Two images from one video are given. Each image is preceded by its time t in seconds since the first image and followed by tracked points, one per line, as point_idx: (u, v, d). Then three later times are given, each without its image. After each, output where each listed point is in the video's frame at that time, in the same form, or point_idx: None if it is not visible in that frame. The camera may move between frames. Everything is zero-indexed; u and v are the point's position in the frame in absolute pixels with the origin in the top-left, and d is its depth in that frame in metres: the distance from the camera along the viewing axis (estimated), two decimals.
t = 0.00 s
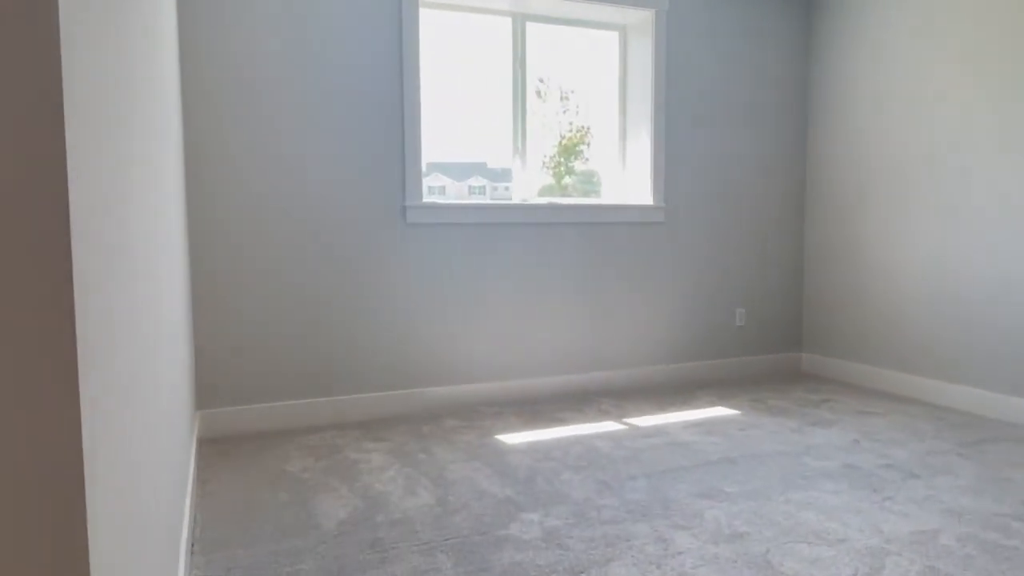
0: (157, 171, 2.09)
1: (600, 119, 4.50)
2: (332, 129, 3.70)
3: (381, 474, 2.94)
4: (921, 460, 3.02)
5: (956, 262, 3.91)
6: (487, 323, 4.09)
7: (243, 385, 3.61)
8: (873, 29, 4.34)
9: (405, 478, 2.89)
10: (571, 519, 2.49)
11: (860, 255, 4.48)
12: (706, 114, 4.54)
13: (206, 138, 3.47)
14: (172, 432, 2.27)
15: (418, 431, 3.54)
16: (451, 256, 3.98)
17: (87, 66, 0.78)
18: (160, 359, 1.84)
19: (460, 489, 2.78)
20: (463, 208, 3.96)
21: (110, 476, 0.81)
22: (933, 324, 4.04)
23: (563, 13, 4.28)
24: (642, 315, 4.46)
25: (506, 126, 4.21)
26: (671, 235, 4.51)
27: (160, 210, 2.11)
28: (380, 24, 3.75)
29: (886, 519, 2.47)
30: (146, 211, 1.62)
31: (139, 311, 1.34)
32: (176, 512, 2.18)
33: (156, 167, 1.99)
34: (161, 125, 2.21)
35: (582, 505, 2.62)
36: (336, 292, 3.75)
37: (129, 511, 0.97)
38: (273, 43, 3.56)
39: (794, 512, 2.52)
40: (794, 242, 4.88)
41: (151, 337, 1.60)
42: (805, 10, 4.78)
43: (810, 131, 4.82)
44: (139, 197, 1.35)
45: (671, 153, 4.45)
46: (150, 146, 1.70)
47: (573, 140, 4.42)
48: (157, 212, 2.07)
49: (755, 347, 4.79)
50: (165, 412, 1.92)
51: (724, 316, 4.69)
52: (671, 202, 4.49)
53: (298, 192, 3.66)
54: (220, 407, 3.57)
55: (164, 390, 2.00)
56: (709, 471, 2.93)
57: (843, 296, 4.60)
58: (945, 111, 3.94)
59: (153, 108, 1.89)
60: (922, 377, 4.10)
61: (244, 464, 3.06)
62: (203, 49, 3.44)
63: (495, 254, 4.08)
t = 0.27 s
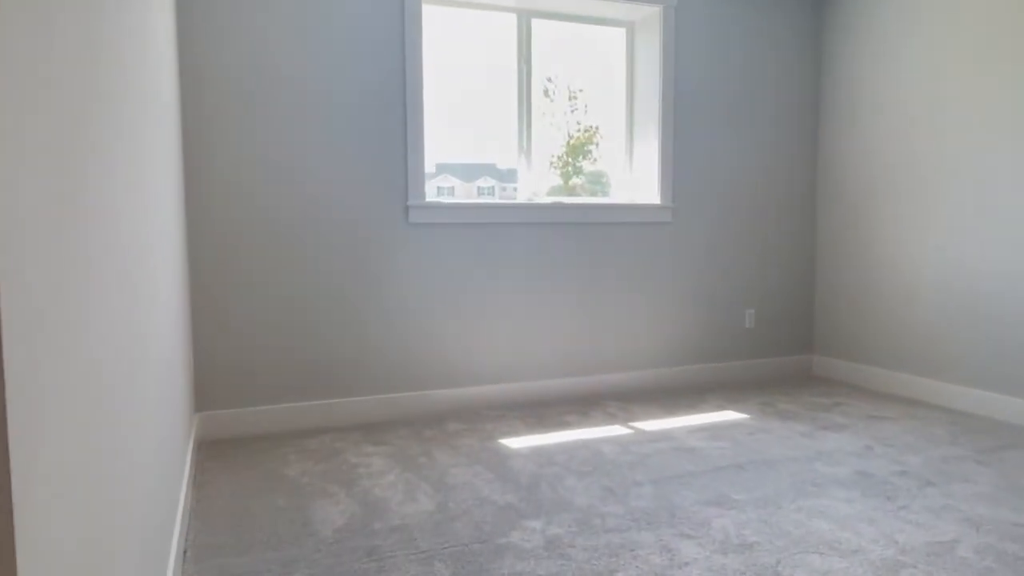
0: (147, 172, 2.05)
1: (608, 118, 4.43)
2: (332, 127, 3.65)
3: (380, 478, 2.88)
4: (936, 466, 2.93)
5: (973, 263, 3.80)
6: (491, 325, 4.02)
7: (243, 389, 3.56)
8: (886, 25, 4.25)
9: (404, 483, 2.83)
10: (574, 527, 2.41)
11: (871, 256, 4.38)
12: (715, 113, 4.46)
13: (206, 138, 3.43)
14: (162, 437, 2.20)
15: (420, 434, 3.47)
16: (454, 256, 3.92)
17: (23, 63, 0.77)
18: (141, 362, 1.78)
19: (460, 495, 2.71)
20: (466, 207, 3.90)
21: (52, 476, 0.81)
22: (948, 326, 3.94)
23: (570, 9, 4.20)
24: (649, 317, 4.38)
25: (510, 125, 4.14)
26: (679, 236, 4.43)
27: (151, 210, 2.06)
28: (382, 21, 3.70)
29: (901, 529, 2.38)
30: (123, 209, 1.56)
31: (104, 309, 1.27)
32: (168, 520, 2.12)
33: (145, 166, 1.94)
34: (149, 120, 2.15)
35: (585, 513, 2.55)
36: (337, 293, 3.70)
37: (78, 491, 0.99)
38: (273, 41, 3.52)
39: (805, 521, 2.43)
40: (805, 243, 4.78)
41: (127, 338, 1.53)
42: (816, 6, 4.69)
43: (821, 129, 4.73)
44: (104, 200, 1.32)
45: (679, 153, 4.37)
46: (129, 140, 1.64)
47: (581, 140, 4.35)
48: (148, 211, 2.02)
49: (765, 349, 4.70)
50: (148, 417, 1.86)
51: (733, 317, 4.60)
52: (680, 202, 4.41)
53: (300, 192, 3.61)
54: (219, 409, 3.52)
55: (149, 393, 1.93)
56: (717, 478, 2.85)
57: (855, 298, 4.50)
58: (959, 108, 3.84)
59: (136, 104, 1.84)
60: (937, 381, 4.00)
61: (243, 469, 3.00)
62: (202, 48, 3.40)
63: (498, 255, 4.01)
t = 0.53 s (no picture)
0: (128, 170, 1.99)
1: (613, 118, 4.35)
2: (329, 126, 3.58)
3: (376, 485, 2.81)
4: (948, 474, 2.84)
5: (987, 264, 3.70)
6: (491, 327, 3.95)
7: (239, 392, 3.50)
8: (895, 21, 4.15)
9: (400, 490, 2.76)
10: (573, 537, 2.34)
11: (881, 257, 4.29)
12: (721, 111, 4.38)
13: (201, 138, 3.37)
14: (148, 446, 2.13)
15: (418, 439, 3.40)
16: (453, 257, 3.85)
17: None
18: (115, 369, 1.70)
19: (457, 503, 2.64)
20: (466, 207, 3.82)
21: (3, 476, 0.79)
22: (959, 329, 3.85)
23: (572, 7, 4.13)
24: (653, 319, 4.30)
25: (512, 124, 4.07)
26: (684, 236, 4.35)
27: (131, 209, 2.01)
28: (379, 18, 3.63)
29: (912, 539, 2.29)
30: (90, 206, 1.48)
31: (65, 308, 1.18)
32: (154, 532, 2.05)
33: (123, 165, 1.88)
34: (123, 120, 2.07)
35: (584, 522, 2.47)
36: (334, 295, 3.63)
37: (35, 486, 0.91)
38: (268, 38, 3.45)
39: (813, 531, 2.35)
40: (813, 244, 4.69)
41: (95, 341, 1.45)
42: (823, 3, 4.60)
43: (828, 128, 4.63)
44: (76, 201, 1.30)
45: (684, 152, 4.30)
46: (93, 135, 1.55)
47: (586, 139, 4.27)
48: (125, 213, 1.95)
49: (772, 352, 4.62)
50: (127, 426, 1.78)
51: (739, 320, 4.52)
52: (684, 203, 4.33)
53: (297, 192, 3.55)
54: (215, 413, 3.47)
55: (128, 401, 1.86)
56: (722, 485, 2.76)
57: (863, 300, 4.41)
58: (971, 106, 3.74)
59: (106, 99, 1.76)
60: (949, 385, 3.90)
61: (236, 475, 2.94)
62: (196, 46, 3.34)
63: (499, 256, 3.94)
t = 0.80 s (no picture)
0: (105, 170, 1.94)
1: (613, 117, 4.28)
2: (322, 125, 3.51)
3: (368, 492, 2.75)
4: (955, 481, 2.76)
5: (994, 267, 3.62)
6: (488, 330, 3.88)
7: (231, 397, 3.43)
8: (899, 18, 4.07)
9: (392, 498, 2.69)
10: (569, 547, 2.27)
11: (885, 258, 4.21)
12: (722, 111, 4.31)
13: (192, 137, 3.31)
14: (126, 457, 2.04)
15: (412, 445, 3.34)
16: (449, 259, 3.78)
17: None
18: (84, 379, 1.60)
19: (450, 511, 2.57)
20: (463, 208, 3.76)
21: None
22: (964, 332, 3.78)
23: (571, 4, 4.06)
24: (653, 322, 4.24)
25: (510, 123, 4.00)
26: (684, 238, 4.28)
27: (108, 209, 1.96)
28: (374, 15, 3.57)
29: (918, 550, 2.22)
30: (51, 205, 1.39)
31: (8, 314, 1.04)
32: (130, 546, 1.97)
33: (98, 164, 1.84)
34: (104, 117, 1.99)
35: (581, 531, 2.40)
36: (327, 297, 3.56)
37: None
38: (260, 36, 3.39)
39: (816, 541, 2.28)
40: (815, 245, 4.63)
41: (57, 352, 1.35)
42: None
43: (831, 128, 4.57)
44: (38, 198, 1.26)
45: (684, 152, 4.23)
46: (58, 130, 1.47)
47: (586, 139, 4.21)
48: (101, 211, 1.87)
49: (774, 355, 4.55)
50: (98, 438, 1.70)
51: (740, 322, 4.45)
52: (685, 204, 4.26)
53: (290, 193, 3.48)
54: (205, 419, 3.40)
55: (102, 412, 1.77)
56: (722, 493, 2.70)
57: (866, 302, 4.34)
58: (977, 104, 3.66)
59: (79, 93, 1.67)
60: (954, 389, 3.83)
61: (226, 482, 2.88)
62: (187, 44, 3.28)
63: (496, 258, 3.87)
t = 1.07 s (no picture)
0: (97, 167, 1.90)
1: (609, 117, 4.25)
2: (315, 124, 3.46)
3: (359, 497, 2.70)
4: (954, 485, 2.73)
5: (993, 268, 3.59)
6: (482, 332, 3.84)
7: (221, 400, 3.38)
8: (896, 18, 4.05)
9: (384, 504, 2.65)
10: (563, 554, 2.23)
11: (882, 259, 4.18)
12: (718, 111, 4.28)
13: (182, 136, 3.26)
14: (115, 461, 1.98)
15: (405, 449, 3.29)
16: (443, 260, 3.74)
17: None
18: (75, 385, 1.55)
19: (443, 517, 2.53)
20: (457, 208, 3.72)
21: None
22: (962, 335, 3.75)
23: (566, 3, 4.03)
24: (649, 324, 4.20)
25: (504, 123, 3.96)
26: (680, 239, 4.24)
27: (101, 208, 1.93)
28: (366, 14, 3.52)
29: (918, 556, 2.19)
30: (41, 206, 1.34)
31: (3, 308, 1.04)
32: (115, 554, 1.91)
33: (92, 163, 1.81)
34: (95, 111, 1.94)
35: (575, 537, 2.36)
36: (319, 298, 3.51)
37: None
38: (251, 33, 3.34)
39: (814, 547, 2.25)
40: (812, 246, 4.59)
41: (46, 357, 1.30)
42: None
43: (828, 128, 4.54)
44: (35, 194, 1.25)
45: (681, 153, 4.20)
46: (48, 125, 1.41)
47: (581, 140, 4.17)
48: (92, 209, 1.81)
49: (770, 357, 4.51)
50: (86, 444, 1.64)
51: (737, 324, 4.41)
52: (681, 204, 4.22)
53: (281, 194, 3.43)
54: (194, 423, 3.34)
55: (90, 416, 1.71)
56: (719, 498, 2.66)
57: (863, 304, 4.31)
58: (976, 104, 3.63)
59: (70, 87, 1.62)
60: (952, 391, 3.80)
61: (215, 487, 2.83)
62: (176, 42, 3.23)
63: (490, 259, 3.83)
